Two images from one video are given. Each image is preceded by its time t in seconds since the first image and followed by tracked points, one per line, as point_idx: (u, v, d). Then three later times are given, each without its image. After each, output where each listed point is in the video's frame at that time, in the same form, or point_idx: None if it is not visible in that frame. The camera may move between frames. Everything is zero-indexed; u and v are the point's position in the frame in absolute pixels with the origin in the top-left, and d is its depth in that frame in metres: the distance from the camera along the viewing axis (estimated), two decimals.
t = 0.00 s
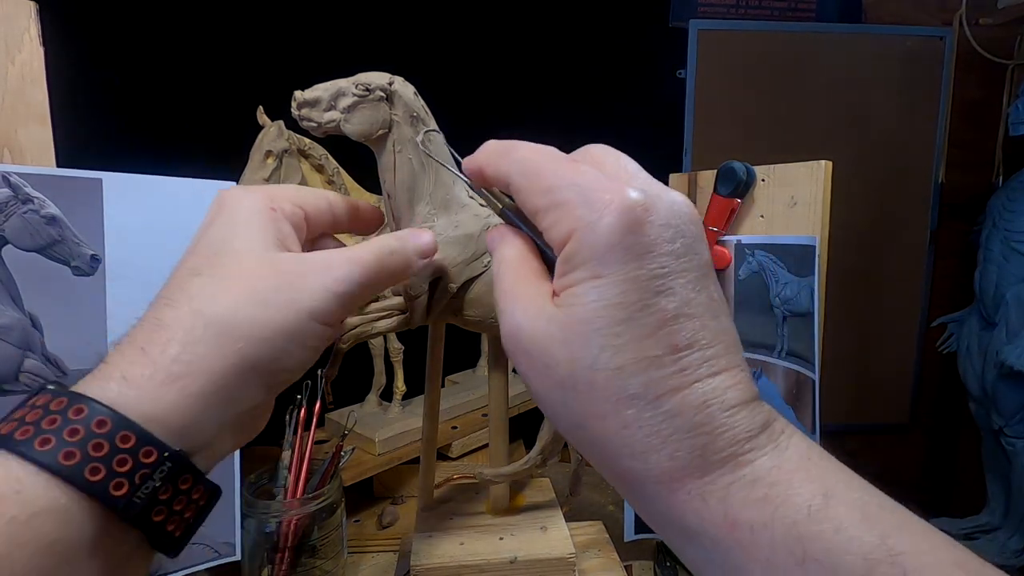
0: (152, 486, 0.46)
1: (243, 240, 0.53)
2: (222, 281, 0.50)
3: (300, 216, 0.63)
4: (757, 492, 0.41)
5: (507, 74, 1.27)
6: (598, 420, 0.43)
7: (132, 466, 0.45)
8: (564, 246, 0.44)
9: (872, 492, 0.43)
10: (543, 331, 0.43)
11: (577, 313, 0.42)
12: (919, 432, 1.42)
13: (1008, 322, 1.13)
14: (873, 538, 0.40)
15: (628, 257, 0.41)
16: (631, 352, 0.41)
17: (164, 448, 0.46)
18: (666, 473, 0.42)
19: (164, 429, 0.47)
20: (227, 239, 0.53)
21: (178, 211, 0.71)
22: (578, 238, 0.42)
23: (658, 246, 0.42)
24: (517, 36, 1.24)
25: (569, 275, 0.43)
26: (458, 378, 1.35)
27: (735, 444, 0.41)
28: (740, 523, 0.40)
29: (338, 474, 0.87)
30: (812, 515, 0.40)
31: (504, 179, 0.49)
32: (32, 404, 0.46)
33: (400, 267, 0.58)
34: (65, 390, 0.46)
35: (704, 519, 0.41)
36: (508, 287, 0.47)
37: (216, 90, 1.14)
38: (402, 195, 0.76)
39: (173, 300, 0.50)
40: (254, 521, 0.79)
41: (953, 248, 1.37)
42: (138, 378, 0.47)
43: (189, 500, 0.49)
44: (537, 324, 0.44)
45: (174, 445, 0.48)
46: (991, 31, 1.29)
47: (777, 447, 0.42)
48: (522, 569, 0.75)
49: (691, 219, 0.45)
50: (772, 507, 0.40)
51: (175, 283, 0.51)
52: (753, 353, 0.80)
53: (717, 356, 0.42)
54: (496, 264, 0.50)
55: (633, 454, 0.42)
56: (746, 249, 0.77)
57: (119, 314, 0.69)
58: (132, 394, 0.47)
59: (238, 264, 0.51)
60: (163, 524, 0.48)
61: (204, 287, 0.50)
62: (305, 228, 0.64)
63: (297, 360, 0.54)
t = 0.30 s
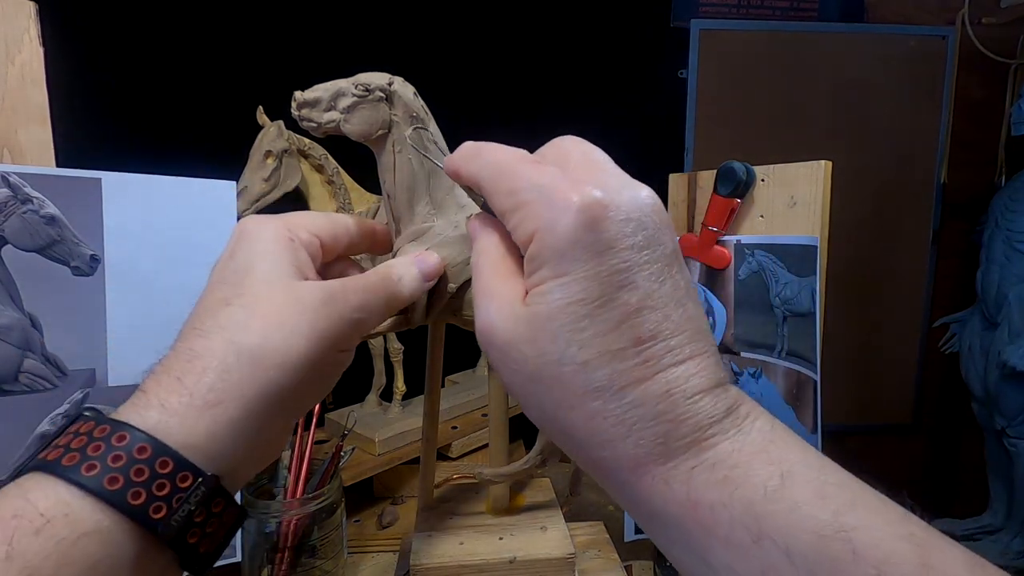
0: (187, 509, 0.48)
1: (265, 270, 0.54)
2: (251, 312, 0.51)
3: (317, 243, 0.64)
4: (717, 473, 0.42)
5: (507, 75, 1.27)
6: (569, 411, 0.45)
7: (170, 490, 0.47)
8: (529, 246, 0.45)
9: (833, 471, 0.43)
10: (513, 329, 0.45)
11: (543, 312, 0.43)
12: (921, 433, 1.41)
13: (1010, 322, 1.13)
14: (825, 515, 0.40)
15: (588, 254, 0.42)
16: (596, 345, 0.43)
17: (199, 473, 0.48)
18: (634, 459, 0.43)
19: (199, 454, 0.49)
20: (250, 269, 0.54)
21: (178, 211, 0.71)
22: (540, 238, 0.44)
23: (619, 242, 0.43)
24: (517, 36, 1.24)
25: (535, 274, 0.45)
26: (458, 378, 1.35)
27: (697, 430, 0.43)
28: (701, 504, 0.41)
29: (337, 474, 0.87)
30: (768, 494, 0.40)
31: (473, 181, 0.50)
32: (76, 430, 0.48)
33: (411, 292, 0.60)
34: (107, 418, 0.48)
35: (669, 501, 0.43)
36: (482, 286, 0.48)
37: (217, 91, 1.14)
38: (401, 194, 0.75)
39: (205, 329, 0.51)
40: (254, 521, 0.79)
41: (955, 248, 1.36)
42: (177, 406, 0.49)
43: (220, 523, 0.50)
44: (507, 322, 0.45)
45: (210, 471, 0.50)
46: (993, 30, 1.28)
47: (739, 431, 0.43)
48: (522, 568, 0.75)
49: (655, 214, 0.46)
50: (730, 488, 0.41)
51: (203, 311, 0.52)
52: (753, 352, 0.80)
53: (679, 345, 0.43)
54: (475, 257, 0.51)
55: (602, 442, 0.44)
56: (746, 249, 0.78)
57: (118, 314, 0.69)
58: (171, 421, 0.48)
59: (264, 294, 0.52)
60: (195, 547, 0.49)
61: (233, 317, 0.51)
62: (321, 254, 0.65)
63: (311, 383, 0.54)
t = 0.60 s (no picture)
0: (187, 503, 0.48)
1: (267, 266, 0.54)
2: (253, 308, 0.51)
3: (318, 242, 0.64)
4: (693, 472, 0.42)
5: (508, 76, 1.27)
6: (551, 412, 0.44)
7: (170, 484, 0.47)
8: (515, 255, 0.45)
9: (803, 466, 0.43)
10: (498, 334, 0.45)
11: (528, 320, 0.44)
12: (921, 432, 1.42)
13: (1010, 322, 1.13)
14: (794, 511, 0.40)
15: (570, 261, 0.43)
16: (578, 349, 0.43)
17: (199, 467, 0.48)
18: (615, 459, 0.43)
19: (199, 449, 0.49)
20: (252, 266, 0.54)
21: (179, 211, 0.71)
22: (524, 249, 0.44)
23: (599, 249, 0.43)
24: (517, 36, 1.24)
25: (520, 282, 0.45)
26: (458, 377, 1.35)
27: (675, 429, 0.42)
28: (678, 501, 0.41)
29: (338, 474, 0.86)
30: (740, 492, 0.40)
31: (468, 195, 0.51)
32: (76, 425, 0.48)
33: (411, 290, 0.60)
34: (107, 412, 0.48)
35: (647, 499, 0.42)
36: (470, 293, 0.48)
37: (217, 91, 1.14)
38: (402, 195, 0.75)
39: (205, 326, 0.51)
40: (255, 521, 0.79)
41: (954, 247, 1.36)
42: (176, 402, 0.49)
43: (219, 517, 0.51)
44: (494, 328, 0.46)
45: (209, 466, 0.50)
46: (993, 30, 1.28)
47: (716, 431, 0.43)
48: (522, 568, 0.75)
49: (636, 225, 0.46)
50: (705, 487, 0.41)
51: (204, 308, 0.52)
52: (753, 352, 0.80)
53: (661, 348, 0.43)
54: (469, 266, 0.51)
55: (583, 442, 0.44)
56: (746, 249, 0.78)
57: (118, 314, 0.69)
58: (171, 417, 0.48)
59: (266, 290, 0.52)
60: (196, 540, 0.49)
61: (235, 314, 0.51)
62: (323, 253, 0.65)
63: (314, 385, 0.54)
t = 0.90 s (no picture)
0: (179, 500, 0.48)
1: (261, 267, 0.54)
2: (245, 307, 0.51)
3: (315, 242, 0.64)
4: (705, 536, 0.41)
5: (507, 76, 1.26)
6: (557, 468, 0.44)
7: (161, 481, 0.46)
8: (516, 304, 0.45)
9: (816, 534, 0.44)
10: (501, 386, 0.44)
11: (532, 368, 0.43)
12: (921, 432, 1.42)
13: (1010, 322, 1.13)
14: None
15: (574, 310, 0.43)
16: (584, 402, 0.42)
17: (191, 465, 0.48)
18: (624, 518, 0.42)
19: (191, 448, 0.49)
20: (247, 267, 0.54)
21: (178, 210, 0.71)
22: (526, 297, 0.44)
23: (604, 300, 0.43)
24: (517, 36, 1.23)
25: (522, 331, 0.44)
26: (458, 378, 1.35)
27: (684, 488, 0.42)
28: (690, 567, 0.41)
29: (337, 474, 0.87)
30: (753, 560, 0.40)
31: (468, 245, 0.52)
32: (69, 425, 0.48)
33: (407, 289, 0.58)
34: (100, 411, 0.48)
35: (657, 563, 0.42)
36: (470, 339, 0.47)
37: (217, 91, 1.14)
38: (401, 195, 0.75)
39: (198, 324, 0.51)
40: (254, 521, 0.79)
41: (955, 248, 1.36)
42: (168, 400, 0.49)
43: (211, 514, 0.51)
44: (495, 379, 0.44)
45: (201, 463, 0.50)
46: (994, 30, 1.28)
47: (726, 492, 0.43)
48: (521, 568, 0.75)
49: (637, 271, 0.46)
50: (718, 553, 0.41)
51: (201, 307, 0.52)
52: (753, 352, 0.79)
53: (666, 402, 0.43)
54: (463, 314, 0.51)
55: (591, 500, 0.43)
56: (745, 249, 0.77)
57: (117, 314, 0.69)
58: (162, 415, 0.48)
59: (258, 290, 0.52)
60: (189, 538, 0.50)
61: (228, 312, 0.51)
62: (320, 253, 0.65)
63: (314, 382, 0.54)
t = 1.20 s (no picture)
0: (178, 497, 0.48)
1: (262, 266, 0.54)
2: (246, 306, 0.51)
3: (315, 241, 0.64)
4: (678, 477, 0.41)
5: (508, 77, 1.26)
6: (537, 411, 0.43)
7: (160, 479, 0.46)
8: (506, 253, 0.44)
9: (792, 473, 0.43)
10: (485, 332, 0.44)
11: (518, 317, 0.42)
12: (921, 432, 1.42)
13: (1010, 322, 1.13)
14: (775, 517, 0.39)
15: (561, 260, 0.42)
16: (566, 348, 0.42)
17: (189, 462, 0.48)
18: (601, 462, 0.42)
19: (190, 445, 0.49)
20: (246, 266, 0.54)
21: (177, 210, 0.71)
22: (516, 246, 0.43)
23: (592, 249, 0.42)
24: (517, 36, 1.23)
25: (511, 278, 0.44)
26: (458, 377, 1.35)
27: (662, 433, 0.41)
28: (661, 505, 0.41)
29: (337, 474, 0.87)
30: (723, 497, 0.40)
31: (465, 190, 0.50)
32: (68, 422, 0.48)
33: (408, 291, 0.58)
34: (98, 409, 0.48)
35: (630, 502, 0.42)
36: (461, 289, 0.47)
37: (217, 91, 1.14)
38: (401, 194, 0.75)
39: (198, 322, 0.51)
40: (254, 521, 0.79)
41: (955, 248, 1.36)
42: (167, 397, 0.49)
43: (211, 512, 0.51)
44: (480, 327, 0.44)
45: (199, 460, 0.50)
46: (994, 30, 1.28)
47: (703, 436, 0.42)
48: (521, 568, 0.75)
49: (629, 225, 0.44)
50: (689, 494, 0.40)
51: (200, 305, 0.52)
52: (753, 352, 0.79)
53: (650, 351, 0.42)
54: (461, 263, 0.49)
55: (568, 442, 0.43)
56: (745, 249, 0.77)
57: (117, 314, 0.69)
58: (161, 412, 0.49)
59: (259, 288, 0.52)
60: (187, 535, 0.50)
61: (228, 311, 0.51)
62: (320, 252, 0.65)
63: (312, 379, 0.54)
